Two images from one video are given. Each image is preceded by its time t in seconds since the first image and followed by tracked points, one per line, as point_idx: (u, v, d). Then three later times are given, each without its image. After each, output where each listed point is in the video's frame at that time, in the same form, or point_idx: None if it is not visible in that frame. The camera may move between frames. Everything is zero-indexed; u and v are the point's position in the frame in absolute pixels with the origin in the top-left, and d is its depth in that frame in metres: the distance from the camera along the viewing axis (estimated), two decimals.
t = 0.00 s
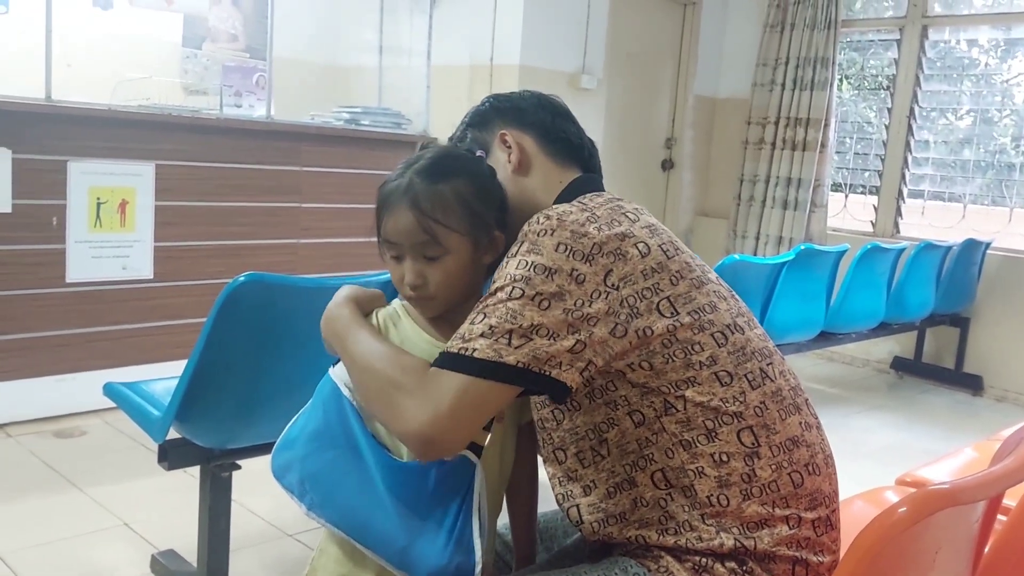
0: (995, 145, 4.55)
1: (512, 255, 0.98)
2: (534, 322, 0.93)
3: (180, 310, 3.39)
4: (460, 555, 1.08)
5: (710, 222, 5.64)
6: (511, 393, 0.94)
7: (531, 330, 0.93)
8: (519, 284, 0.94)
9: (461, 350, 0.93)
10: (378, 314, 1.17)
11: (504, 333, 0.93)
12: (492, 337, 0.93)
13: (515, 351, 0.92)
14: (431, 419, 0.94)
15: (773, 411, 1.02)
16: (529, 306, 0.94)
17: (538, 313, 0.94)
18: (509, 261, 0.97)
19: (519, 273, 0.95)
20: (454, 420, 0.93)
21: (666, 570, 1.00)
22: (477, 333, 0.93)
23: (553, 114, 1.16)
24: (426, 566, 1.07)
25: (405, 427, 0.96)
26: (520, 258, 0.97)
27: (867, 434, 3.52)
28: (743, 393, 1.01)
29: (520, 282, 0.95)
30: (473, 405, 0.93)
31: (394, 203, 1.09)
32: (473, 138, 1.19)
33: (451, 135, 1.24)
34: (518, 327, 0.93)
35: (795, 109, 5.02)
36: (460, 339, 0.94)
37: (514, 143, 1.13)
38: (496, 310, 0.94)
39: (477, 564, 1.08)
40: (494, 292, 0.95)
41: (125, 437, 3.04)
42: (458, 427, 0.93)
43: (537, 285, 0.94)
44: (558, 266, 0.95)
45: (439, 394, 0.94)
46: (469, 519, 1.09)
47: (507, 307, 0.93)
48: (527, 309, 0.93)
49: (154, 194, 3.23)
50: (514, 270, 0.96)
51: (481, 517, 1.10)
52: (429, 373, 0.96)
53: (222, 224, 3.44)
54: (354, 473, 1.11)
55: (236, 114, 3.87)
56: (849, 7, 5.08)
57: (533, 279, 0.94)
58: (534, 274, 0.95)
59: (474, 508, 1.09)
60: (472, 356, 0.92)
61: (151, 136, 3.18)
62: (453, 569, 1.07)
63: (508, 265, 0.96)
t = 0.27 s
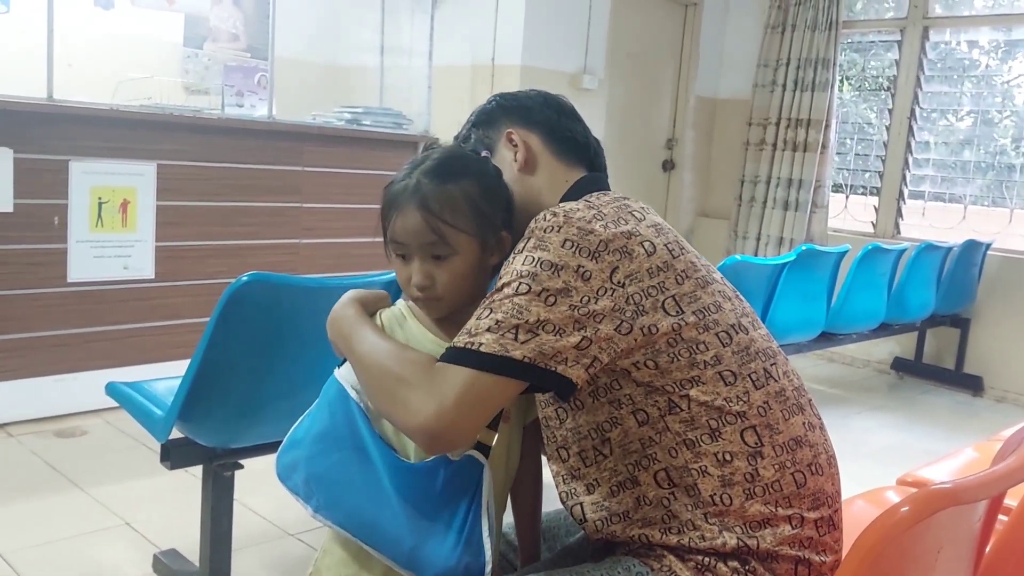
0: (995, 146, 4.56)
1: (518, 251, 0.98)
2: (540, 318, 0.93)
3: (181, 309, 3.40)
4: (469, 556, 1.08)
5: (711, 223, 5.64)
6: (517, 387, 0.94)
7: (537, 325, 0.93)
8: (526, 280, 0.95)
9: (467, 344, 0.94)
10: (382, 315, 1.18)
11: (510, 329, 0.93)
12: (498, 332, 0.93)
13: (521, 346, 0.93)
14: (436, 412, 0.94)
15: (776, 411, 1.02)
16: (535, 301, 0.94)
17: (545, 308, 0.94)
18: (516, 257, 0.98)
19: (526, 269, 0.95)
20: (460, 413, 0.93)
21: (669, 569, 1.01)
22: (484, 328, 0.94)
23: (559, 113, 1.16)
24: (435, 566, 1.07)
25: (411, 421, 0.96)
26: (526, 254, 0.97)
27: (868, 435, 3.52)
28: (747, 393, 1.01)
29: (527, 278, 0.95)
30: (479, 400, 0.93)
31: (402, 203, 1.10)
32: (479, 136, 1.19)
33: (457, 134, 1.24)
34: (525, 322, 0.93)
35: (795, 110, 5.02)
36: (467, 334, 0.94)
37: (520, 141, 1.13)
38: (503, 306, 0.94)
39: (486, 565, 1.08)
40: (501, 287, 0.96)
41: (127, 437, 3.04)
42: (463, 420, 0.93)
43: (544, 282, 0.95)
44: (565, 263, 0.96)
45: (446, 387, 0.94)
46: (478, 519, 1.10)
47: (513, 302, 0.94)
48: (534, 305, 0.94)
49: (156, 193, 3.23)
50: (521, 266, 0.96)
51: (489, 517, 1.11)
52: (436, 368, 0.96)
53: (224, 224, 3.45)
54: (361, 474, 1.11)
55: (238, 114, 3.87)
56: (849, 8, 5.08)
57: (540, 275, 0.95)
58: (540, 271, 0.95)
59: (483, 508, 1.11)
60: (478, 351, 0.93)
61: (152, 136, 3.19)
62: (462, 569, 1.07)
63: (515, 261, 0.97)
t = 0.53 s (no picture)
0: (995, 146, 4.56)
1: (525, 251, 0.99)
2: (548, 318, 0.94)
3: (182, 309, 3.40)
4: (479, 555, 1.08)
5: (712, 222, 5.65)
6: (526, 388, 0.94)
7: (545, 326, 0.93)
8: (533, 280, 0.95)
9: (476, 346, 0.94)
10: (386, 317, 1.18)
11: (518, 329, 0.93)
12: (507, 333, 0.93)
13: (530, 347, 0.93)
14: (446, 414, 0.94)
15: (780, 411, 1.03)
16: (543, 302, 0.95)
17: (552, 309, 0.94)
18: (523, 257, 0.98)
19: (533, 269, 0.96)
20: (470, 414, 0.93)
21: (673, 569, 1.01)
22: (492, 330, 0.94)
23: (565, 111, 1.16)
24: (444, 566, 1.08)
25: (421, 423, 0.96)
26: (534, 255, 0.97)
27: (869, 435, 3.53)
28: (751, 393, 1.01)
29: (534, 278, 0.95)
30: (490, 400, 0.93)
31: (409, 203, 1.10)
32: (485, 134, 1.19)
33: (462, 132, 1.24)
34: (532, 323, 0.93)
35: (796, 111, 5.03)
36: (475, 336, 0.95)
37: (527, 140, 1.13)
38: (510, 306, 0.94)
39: (495, 564, 1.09)
40: (508, 288, 0.96)
41: (128, 437, 3.04)
42: (473, 421, 0.93)
43: (551, 282, 0.95)
44: (572, 263, 0.96)
45: (455, 389, 0.94)
46: (486, 519, 1.10)
47: (521, 303, 0.94)
48: (541, 305, 0.94)
49: (157, 193, 3.24)
50: (529, 266, 0.96)
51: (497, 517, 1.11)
52: (445, 370, 0.96)
53: (224, 224, 3.45)
54: (368, 475, 1.11)
55: (239, 114, 3.87)
56: (850, 8, 5.08)
57: (547, 275, 0.95)
58: (547, 270, 0.95)
59: (491, 508, 1.10)
60: (487, 353, 0.93)
61: (153, 136, 3.19)
62: (472, 569, 1.08)
63: (522, 262, 0.97)
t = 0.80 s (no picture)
0: (995, 147, 4.57)
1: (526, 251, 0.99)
2: (549, 318, 0.94)
3: (182, 309, 3.40)
4: (479, 553, 1.08)
5: (712, 223, 5.65)
6: (526, 388, 0.94)
7: (546, 326, 0.94)
8: (534, 280, 0.95)
9: (477, 347, 0.94)
10: (386, 316, 1.18)
11: (520, 329, 0.93)
12: (508, 333, 0.93)
13: (531, 347, 0.93)
14: (447, 413, 0.94)
15: (781, 411, 1.03)
16: (544, 302, 0.95)
17: (553, 309, 0.94)
18: (524, 257, 0.98)
19: (535, 268, 0.96)
20: (473, 415, 0.94)
21: (673, 568, 1.01)
22: (493, 330, 0.94)
23: (567, 111, 1.16)
24: (444, 565, 1.08)
25: (423, 422, 0.96)
26: (534, 254, 0.97)
27: (869, 435, 3.53)
28: (752, 393, 1.02)
29: (536, 278, 0.95)
30: (491, 398, 0.94)
31: (414, 201, 1.10)
32: (486, 134, 1.20)
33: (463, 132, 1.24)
34: (533, 323, 0.94)
35: (796, 111, 5.03)
36: (476, 337, 0.95)
37: (529, 138, 1.14)
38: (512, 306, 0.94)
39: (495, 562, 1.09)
40: (509, 287, 0.96)
41: (128, 436, 3.04)
42: (473, 422, 0.94)
43: (552, 282, 0.95)
44: (572, 262, 0.96)
45: (457, 389, 0.94)
46: (486, 517, 1.10)
47: (522, 303, 0.94)
48: (542, 305, 0.94)
49: (157, 193, 3.24)
50: (530, 266, 0.96)
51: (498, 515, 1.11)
52: (448, 370, 0.97)
53: (224, 223, 3.45)
54: (368, 474, 1.11)
55: (239, 114, 3.87)
56: (849, 9, 5.08)
57: (548, 275, 0.95)
58: (549, 270, 0.96)
59: (490, 507, 1.10)
60: (488, 353, 0.93)
61: (153, 136, 3.19)
62: (472, 567, 1.08)
63: (523, 261, 0.97)
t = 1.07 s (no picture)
0: (995, 148, 4.57)
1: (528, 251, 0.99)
2: (551, 318, 0.94)
3: (183, 310, 3.40)
4: (485, 552, 1.10)
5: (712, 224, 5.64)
6: (528, 388, 0.94)
7: (548, 326, 0.94)
8: (536, 280, 0.95)
9: (480, 347, 0.94)
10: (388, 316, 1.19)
11: (522, 328, 0.93)
12: (510, 333, 0.94)
13: (533, 347, 0.93)
14: (452, 413, 0.95)
15: (782, 411, 1.03)
16: (546, 301, 0.95)
17: (555, 308, 0.95)
18: (526, 256, 0.98)
19: (537, 268, 0.96)
20: (477, 414, 0.94)
21: (674, 569, 1.01)
22: (496, 330, 0.94)
23: (568, 113, 1.16)
24: (452, 563, 1.09)
25: (427, 422, 0.97)
26: (536, 255, 0.97)
27: (870, 436, 3.53)
28: (752, 394, 1.02)
29: (537, 278, 0.96)
30: (496, 398, 0.94)
31: (421, 201, 1.11)
32: (488, 133, 1.19)
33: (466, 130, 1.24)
34: (536, 322, 0.94)
35: (797, 113, 5.04)
36: (479, 337, 0.95)
37: (530, 140, 1.13)
38: (514, 306, 0.95)
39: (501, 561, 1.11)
40: (511, 288, 0.96)
41: (128, 437, 3.04)
42: (477, 422, 0.94)
43: (554, 282, 0.95)
44: (574, 262, 0.96)
45: (462, 388, 0.95)
46: (492, 515, 1.12)
47: (525, 303, 0.94)
48: (544, 305, 0.94)
49: (158, 194, 3.24)
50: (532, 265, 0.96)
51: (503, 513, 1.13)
52: (452, 369, 0.97)
53: (225, 224, 3.45)
54: (373, 473, 1.11)
55: (240, 115, 3.87)
56: (850, 10, 5.08)
57: (550, 275, 0.96)
58: (551, 270, 0.96)
59: (496, 506, 1.12)
60: (490, 353, 0.93)
61: (155, 136, 3.19)
62: (479, 566, 1.09)
63: (525, 261, 0.97)
